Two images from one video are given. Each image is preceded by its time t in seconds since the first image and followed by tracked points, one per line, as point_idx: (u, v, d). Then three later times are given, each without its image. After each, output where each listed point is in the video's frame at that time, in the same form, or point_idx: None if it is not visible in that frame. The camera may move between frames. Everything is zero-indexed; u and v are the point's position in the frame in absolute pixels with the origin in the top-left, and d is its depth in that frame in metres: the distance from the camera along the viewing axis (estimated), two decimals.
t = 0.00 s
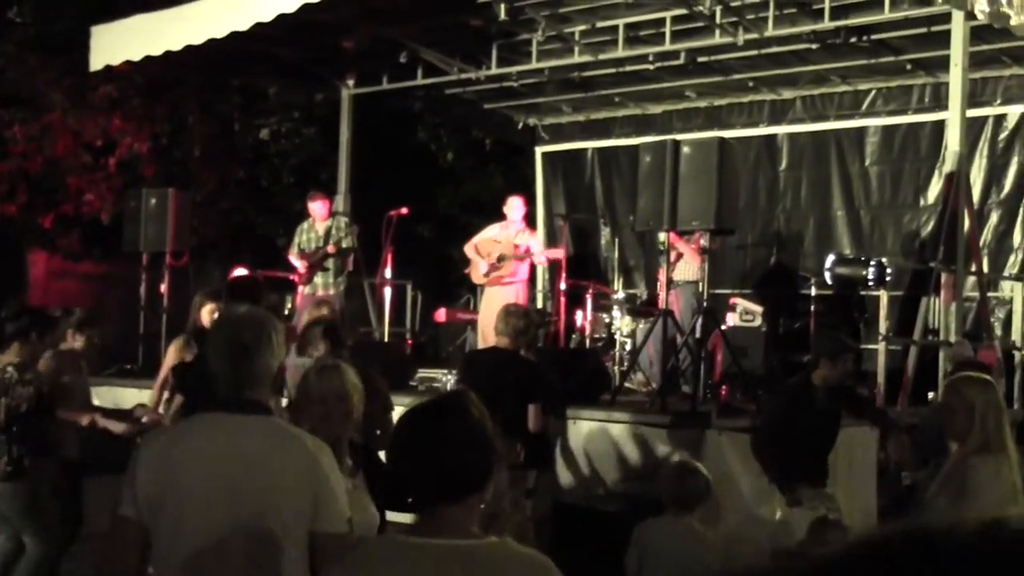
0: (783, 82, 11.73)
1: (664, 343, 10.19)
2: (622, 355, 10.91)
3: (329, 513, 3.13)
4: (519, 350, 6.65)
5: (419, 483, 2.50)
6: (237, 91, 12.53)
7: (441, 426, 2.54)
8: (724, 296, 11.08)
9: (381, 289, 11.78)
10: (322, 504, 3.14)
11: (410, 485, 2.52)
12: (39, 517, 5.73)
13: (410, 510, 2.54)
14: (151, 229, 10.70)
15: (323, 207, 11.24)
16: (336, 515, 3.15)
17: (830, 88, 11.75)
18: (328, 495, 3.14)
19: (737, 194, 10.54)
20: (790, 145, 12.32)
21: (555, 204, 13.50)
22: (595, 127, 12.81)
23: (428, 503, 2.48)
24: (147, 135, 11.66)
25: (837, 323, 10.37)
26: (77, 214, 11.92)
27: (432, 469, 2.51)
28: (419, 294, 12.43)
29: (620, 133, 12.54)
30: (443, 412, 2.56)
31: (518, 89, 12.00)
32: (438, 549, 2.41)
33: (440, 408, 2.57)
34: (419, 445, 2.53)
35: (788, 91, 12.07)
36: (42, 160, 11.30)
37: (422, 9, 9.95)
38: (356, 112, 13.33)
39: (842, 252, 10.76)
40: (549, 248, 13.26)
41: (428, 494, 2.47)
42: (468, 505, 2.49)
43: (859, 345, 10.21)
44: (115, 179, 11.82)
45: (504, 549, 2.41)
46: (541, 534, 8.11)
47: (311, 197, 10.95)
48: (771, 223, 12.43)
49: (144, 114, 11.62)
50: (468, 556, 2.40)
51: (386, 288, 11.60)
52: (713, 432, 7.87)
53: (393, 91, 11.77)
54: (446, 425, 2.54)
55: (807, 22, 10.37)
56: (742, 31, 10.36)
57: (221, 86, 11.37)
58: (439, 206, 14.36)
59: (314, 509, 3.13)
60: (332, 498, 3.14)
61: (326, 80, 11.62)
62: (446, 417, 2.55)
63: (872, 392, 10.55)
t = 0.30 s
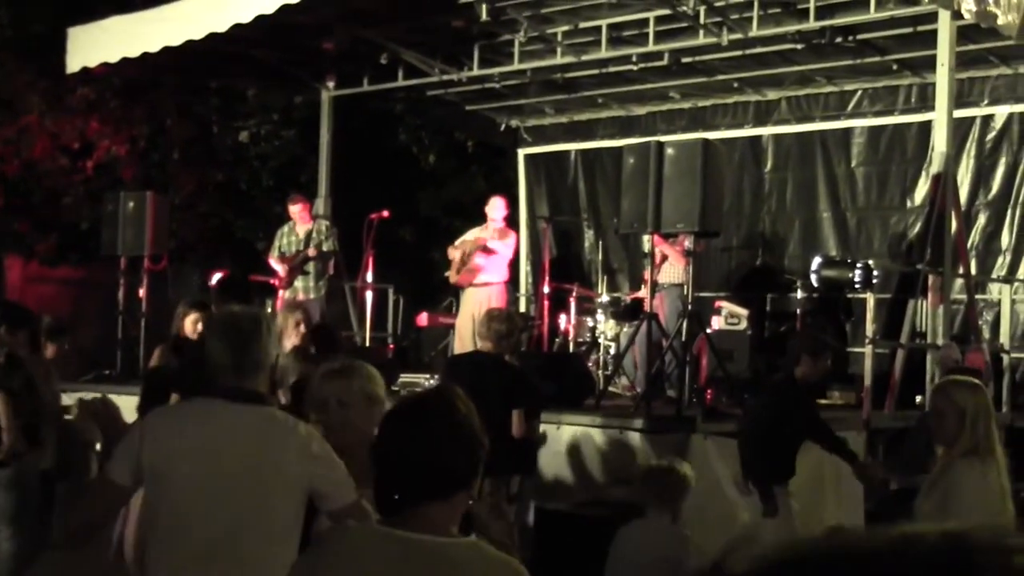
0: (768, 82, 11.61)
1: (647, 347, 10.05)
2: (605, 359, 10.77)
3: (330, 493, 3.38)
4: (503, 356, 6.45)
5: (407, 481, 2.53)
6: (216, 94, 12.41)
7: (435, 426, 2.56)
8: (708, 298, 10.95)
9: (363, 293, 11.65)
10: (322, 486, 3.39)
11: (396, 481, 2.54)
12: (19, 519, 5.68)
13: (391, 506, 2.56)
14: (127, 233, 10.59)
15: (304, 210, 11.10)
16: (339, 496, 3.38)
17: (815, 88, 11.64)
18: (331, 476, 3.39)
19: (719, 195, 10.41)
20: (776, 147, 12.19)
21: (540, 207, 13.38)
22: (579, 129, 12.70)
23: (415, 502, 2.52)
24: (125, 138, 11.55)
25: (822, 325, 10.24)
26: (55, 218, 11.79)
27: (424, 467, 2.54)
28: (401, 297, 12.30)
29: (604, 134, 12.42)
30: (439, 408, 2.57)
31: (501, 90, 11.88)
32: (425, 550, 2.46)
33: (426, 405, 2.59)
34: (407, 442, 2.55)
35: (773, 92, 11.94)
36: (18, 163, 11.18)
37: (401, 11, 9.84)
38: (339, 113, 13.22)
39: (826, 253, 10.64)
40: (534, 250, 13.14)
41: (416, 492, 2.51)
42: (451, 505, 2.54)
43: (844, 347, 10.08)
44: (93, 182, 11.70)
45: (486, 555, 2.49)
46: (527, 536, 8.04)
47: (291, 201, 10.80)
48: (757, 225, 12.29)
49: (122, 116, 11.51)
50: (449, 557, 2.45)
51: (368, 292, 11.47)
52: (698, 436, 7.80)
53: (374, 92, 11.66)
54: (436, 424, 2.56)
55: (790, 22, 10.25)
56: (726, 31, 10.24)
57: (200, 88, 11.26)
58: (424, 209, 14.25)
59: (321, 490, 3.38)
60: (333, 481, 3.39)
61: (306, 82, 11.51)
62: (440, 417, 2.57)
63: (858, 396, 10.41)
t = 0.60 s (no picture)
0: (764, 81, 11.50)
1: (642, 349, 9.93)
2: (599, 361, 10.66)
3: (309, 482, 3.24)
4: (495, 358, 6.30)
5: (401, 480, 2.48)
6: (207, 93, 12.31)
7: (430, 425, 2.53)
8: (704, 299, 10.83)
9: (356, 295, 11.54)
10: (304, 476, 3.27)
11: (388, 482, 2.49)
12: None
13: (379, 509, 2.50)
14: (116, 234, 10.50)
15: (296, 210, 10.97)
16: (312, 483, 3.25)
17: (813, 87, 11.53)
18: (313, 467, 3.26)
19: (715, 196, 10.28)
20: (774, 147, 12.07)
21: (535, 207, 13.26)
22: (573, 129, 12.59)
23: (408, 500, 2.47)
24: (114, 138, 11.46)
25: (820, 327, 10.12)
26: (43, 219, 11.70)
27: (419, 466, 2.50)
28: (395, 299, 12.19)
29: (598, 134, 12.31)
30: (432, 407, 2.55)
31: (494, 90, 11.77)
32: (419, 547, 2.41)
33: (419, 406, 2.56)
34: (401, 441, 2.51)
35: (770, 91, 11.82)
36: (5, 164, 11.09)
37: (391, 10, 9.73)
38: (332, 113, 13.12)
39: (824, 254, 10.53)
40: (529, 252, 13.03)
41: (410, 491, 2.46)
42: (444, 506, 2.50)
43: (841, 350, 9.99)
44: (82, 183, 11.60)
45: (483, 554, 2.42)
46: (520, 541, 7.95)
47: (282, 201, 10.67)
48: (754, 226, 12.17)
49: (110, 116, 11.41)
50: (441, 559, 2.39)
51: (360, 294, 11.37)
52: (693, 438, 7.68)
53: (366, 92, 11.56)
54: (430, 424, 2.53)
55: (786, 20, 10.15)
56: (722, 30, 10.09)
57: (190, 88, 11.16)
58: (418, 209, 14.14)
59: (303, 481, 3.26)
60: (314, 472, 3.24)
61: (297, 82, 11.41)
62: (433, 416, 2.54)
63: (855, 398, 10.27)
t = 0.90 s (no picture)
0: (766, 79, 11.36)
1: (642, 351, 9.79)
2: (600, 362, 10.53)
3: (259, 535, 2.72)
4: (480, 357, 6.09)
5: (391, 493, 2.33)
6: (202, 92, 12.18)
7: (423, 432, 2.34)
8: (706, 299, 10.71)
9: (353, 295, 11.41)
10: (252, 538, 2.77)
11: (381, 495, 2.34)
12: None
13: (379, 517, 2.39)
14: (111, 234, 10.37)
15: (292, 210, 10.84)
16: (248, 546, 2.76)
17: (815, 85, 11.39)
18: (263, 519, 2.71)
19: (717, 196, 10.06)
20: (775, 145, 11.90)
21: (534, 206, 13.11)
22: (573, 127, 12.48)
23: (402, 515, 2.33)
24: (108, 137, 11.33)
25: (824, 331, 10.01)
26: (36, 219, 11.56)
27: (411, 480, 2.31)
28: (393, 299, 12.06)
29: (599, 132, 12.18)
30: (430, 411, 2.36)
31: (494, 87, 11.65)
32: (417, 563, 2.30)
33: (415, 412, 2.37)
34: (395, 452, 2.33)
35: (772, 89, 11.67)
36: None
37: (389, 8, 9.59)
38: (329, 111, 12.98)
39: (826, 254, 10.39)
40: (527, 251, 12.88)
41: (401, 506, 2.31)
42: (446, 517, 2.35)
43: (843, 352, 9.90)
44: (74, 183, 11.46)
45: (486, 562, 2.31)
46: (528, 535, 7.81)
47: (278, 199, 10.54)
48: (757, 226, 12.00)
49: (104, 115, 11.28)
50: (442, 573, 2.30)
51: (358, 294, 11.23)
52: (694, 437, 7.58)
53: (364, 91, 11.43)
54: (425, 430, 2.34)
55: (788, 17, 9.99)
56: (724, 27, 9.93)
57: (186, 86, 11.02)
58: (416, 209, 14.02)
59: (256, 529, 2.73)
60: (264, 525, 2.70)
61: (294, 81, 11.27)
62: (425, 423, 2.34)
63: (858, 399, 10.14)
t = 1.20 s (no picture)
0: (770, 76, 11.24)
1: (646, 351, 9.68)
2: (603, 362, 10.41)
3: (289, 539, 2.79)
4: (476, 357, 5.96)
5: (395, 491, 2.25)
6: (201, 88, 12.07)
7: (425, 426, 2.26)
8: (710, 298, 10.60)
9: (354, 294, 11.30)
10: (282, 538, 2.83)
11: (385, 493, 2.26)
12: None
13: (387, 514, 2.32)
14: (109, 231, 10.26)
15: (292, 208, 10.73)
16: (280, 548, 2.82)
17: (821, 83, 11.28)
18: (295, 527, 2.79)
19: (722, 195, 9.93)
20: (780, 143, 11.77)
21: (536, 204, 13.00)
22: (576, 124, 12.37)
23: (406, 513, 2.25)
24: (105, 133, 11.22)
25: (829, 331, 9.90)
26: (33, 216, 11.45)
27: (414, 476, 2.24)
28: (394, 297, 11.95)
29: (601, 129, 12.07)
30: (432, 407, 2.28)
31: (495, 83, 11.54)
32: (419, 562, 2.21)
33: (418, 409, 2.30)
34: (396, 451, 2.25)
35: (777, 86, 11.55)
36: None
37: (390, 3, 9.49)
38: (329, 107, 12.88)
39: (832, 253, 10.28)
40: (529, 249, 12.78)
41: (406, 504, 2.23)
42: (452, 513, 2.26)
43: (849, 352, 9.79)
44: (72, 179, 11.36)
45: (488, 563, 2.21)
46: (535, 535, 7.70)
47: (278, 195, 10.43)
48: (761, 225, 11.88)
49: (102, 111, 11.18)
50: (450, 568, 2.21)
51: (359, 293, 11.13)
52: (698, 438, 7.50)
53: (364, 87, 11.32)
54: (428, 428, 2.26)
55: (793, 14, 9.87)
56: (729, 24, 9.79)
57: (184, 82, 10.91)
58: (416, 207, 13.91)
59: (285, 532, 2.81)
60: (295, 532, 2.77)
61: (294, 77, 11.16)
62: (425, 419, 2.26)
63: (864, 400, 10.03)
